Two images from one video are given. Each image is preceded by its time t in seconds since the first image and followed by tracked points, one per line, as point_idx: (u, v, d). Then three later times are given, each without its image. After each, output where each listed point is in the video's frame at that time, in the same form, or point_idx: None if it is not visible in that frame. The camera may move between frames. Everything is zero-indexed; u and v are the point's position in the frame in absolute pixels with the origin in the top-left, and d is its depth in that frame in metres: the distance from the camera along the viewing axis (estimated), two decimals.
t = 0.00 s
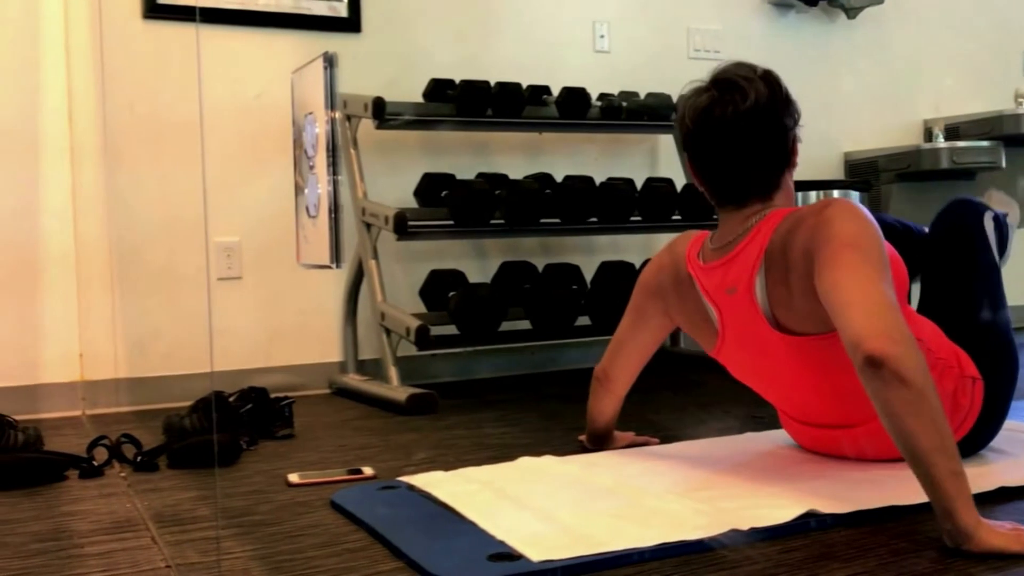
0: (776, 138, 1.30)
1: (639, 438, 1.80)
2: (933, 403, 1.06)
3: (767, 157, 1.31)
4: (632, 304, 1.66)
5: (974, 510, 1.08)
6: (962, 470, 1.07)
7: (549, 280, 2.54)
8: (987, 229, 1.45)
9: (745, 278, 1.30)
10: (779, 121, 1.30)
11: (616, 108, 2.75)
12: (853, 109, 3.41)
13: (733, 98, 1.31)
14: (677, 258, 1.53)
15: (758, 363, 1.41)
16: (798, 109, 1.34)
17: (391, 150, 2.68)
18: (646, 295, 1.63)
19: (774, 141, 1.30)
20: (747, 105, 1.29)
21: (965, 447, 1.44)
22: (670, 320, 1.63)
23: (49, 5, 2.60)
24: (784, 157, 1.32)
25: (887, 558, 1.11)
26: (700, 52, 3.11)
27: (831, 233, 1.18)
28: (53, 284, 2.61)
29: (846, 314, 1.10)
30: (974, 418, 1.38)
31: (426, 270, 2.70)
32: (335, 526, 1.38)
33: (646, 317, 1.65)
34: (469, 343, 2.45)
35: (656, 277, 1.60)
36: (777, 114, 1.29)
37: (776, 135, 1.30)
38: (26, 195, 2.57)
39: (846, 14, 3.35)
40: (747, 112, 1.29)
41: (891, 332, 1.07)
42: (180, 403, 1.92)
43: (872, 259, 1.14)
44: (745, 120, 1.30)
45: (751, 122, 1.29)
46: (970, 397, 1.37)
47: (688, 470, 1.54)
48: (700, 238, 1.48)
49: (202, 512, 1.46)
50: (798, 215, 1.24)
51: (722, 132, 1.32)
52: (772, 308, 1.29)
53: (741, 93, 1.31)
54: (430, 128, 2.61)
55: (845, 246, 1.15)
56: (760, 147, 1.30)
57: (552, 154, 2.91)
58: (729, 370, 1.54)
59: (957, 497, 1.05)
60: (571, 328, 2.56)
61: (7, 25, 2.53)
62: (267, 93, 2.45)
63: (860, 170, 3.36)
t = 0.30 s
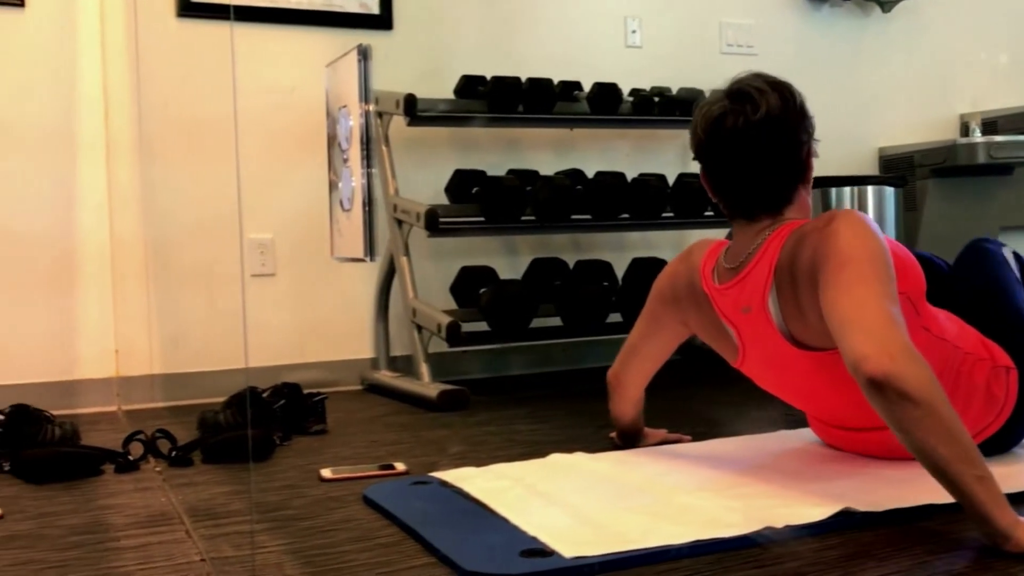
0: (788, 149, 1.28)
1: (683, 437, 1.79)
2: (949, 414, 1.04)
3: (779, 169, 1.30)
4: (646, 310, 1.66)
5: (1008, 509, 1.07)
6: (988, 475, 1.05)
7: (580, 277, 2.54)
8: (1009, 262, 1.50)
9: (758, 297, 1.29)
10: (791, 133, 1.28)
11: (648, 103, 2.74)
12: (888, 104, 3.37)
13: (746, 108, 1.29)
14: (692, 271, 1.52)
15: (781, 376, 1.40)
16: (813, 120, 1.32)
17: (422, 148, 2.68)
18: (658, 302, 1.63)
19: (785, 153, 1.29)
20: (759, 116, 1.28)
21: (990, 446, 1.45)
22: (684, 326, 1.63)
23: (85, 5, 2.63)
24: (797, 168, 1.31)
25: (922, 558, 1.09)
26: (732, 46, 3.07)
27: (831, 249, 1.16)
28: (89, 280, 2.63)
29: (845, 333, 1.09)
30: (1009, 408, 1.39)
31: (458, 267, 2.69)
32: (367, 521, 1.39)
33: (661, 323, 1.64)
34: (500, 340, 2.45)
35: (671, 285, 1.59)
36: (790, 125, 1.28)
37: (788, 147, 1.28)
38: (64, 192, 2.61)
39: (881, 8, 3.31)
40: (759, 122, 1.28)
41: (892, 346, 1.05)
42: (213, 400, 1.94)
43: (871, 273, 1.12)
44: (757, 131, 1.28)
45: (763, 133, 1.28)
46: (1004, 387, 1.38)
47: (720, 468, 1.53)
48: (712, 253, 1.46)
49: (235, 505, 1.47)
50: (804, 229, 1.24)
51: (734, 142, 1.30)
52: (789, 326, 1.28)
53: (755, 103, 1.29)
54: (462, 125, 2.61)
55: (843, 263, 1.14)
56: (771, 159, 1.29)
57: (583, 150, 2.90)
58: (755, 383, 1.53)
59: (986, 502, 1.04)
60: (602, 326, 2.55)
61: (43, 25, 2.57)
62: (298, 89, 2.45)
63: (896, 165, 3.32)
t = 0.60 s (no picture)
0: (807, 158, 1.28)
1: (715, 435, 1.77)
2: (976, 423, 1.02)
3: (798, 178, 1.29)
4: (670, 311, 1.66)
5: None
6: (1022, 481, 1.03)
7: (610, 272, 2.52)
8: None
9: (780, 307, 1.29)
10: (811, 144, 1.27)
11: (679, 99, 2.72)
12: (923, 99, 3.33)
13: (765, 116, 1.28)
14: (715, 275, 1.53)
15: (810, 381, 1.40)
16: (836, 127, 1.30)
17: (452, 145, 2.67)
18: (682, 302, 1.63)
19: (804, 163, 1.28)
20: (778, 125, 1.27)
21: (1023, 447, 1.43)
22: (708, 329, 1.63)
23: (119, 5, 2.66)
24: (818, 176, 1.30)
25: (959, 559, 1.08)
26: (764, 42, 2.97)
27: (849, 257, 1.15)
28: (121, 276, 2.67)
29: (866, 344, 1.07)
30: None
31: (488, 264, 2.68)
32: (398, 517, 1.39)
33: (685, 326, 1.65)
34: (531, 338, 2.45)
35: (696, 288, 1.59)
36: (809, 135, 1.26)
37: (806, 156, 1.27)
38: (98, 189, 2.64)
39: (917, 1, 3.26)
40: (774, 132, 1.27)
41: (913, 357, 1.04)
42: (242, 394, 1.91)
43: (890, 281, 1.11)
44: (776, 141, 1.27)
45: (782, 143, 1.27)
46: None
47: (753, 466, 1.52)
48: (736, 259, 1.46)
49: (267, 499, 1.48)
50: (823, 237, 1.23)
51: (752, 153, 1.30)
52: (813, 333, 1.28)
53: (773, 112, 1.28)
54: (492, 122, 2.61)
55: (861, 272, 1.13)
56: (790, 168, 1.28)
57: (612, 147, 2.87)
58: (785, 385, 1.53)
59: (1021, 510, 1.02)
60: (633, 323, 2.54)
61: (79, 25, 2.60)
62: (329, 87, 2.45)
63: (930, 161, 3.28)
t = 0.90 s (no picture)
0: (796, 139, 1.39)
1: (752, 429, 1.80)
2: None
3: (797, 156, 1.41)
4: (730, 286, 1.71)
5: None
6: None
7: (657, 269, 2.51)
8: None
9: (828, 275, 1.36)
10: (795, 125, 1.39)
11: (727, 91, 2.68)
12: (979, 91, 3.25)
13: (760, 104, 1.44)
14: (771, 243, 1.58)
15: (856, 353, 1.44)
16: (840, 98, 1.36)
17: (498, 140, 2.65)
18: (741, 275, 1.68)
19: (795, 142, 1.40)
20: (765, 112, 1.43)
21: None
22: (766, 303, 1.67)
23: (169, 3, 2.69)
24: (817, 152, 1.39)
25: (1018, 560, 1.05)
26: (814, 34, 2.91)
27: (908, 235, 1.17)
28: (172, 272, 2.71)
29: (925, 327, 1.10)
30: None
31: (532, 261, 2.66)
32: (444, 511, 1.39)
33: (742, 299, 1.69)
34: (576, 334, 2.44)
35: (752, 259, 1.64)
36: (793, 117, 1.38)
37: (794, 137, 1.39)
38: (148, 186, 2.68)
39: None
40: (774, 117, 1.40)
41: (972, 344, 1.06)
42: (291, 390, 1.94)
43: (951, 262, 1.12)
44: (766, 126, 1.43)
45: (770, 129, 1.42)
46: None
47: (803, 464, 1.50)
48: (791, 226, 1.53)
49: (314, 492, 1.49)
50: (875, 212, 1.27)
51: (755, 139, 1.46)
52: (857, 300, 1.34)
53: (768, 99, 1.43)
54: (537, 117, 2.60)
55: (921, 251, 1.14)
56: (786, 149, 1.41)
57: (658, 141, 2.82)
58: (836, 361, 1.57)
59: None
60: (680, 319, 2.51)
61: (131, 23, 2.64)
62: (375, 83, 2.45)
63: (986, 154, 3.07)
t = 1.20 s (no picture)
0: (831, 119, 1.40)
1: (790, 426, 1.81)
2: None
3: (834, 136, 1.41)
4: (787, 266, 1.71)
5: None
6: None
7: (697, 265, 2.47)
8: None
9: (874, 255, 1.36)
10: (830, 104, 1.39)
11: (770, 86, 2.64)
12: None
13: (798, 86, 1.45)
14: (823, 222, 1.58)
15: (898, 336, 1.44)
16: (876, 78, 1.36)
17: (538, 137, 2.64)
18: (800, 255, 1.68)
19: (830, 122, 1.40)
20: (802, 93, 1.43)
21: None
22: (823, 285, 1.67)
23: (212, 2, 2.71)
24: (853, 132, 1.39)
25: None
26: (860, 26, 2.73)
27: (961, 227, 1.19)
28: (215, 269, 2.73)
29: (979, 324, 1.13)
30: None
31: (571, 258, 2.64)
32: (483, 508, 1.39)
33: (800, 279, 1.69)
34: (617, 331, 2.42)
35: (807, 240, 1.65)
36: (827, 96, 1.39)
37: (829, 116, 1.40)
38: (192, 184, 2.70)
39: None
40: (809, 99, 1.42)
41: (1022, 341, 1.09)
42: (331, 386, 1.94)
43: (1004, 259, 1.14)
44: (803, 106, 1.44)
45: (806, 109, 1.43)
46: None
47: (846, 463, 1.48)
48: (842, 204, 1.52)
49: (354, 488, 1.50)
50: (926, 198, 1.27)
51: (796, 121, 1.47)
52: (900, 284, 1.34)
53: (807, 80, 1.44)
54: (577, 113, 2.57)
55: (972, 245, 1.16)
56: (822, 129, 1.42)
57: (700, 137, 2.80)
58: (880, 342, 1.56)
59: None
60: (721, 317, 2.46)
61: (175, 23, 2.67)
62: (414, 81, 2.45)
63: None
